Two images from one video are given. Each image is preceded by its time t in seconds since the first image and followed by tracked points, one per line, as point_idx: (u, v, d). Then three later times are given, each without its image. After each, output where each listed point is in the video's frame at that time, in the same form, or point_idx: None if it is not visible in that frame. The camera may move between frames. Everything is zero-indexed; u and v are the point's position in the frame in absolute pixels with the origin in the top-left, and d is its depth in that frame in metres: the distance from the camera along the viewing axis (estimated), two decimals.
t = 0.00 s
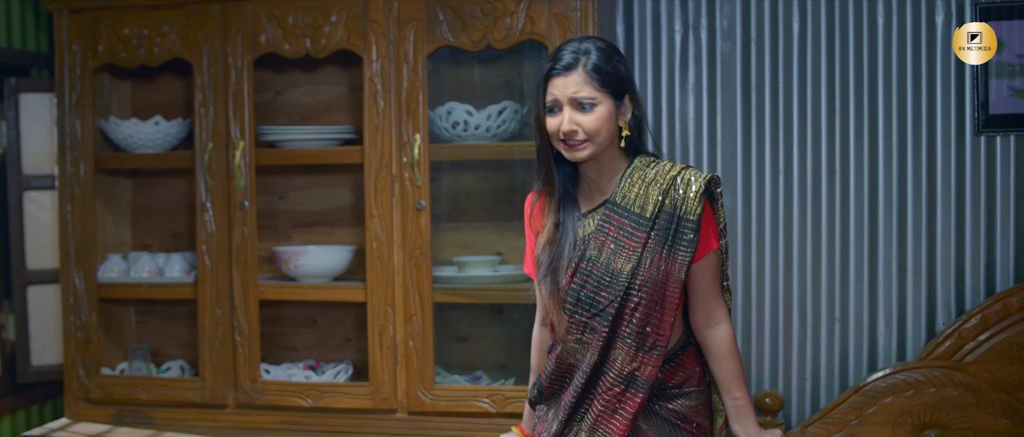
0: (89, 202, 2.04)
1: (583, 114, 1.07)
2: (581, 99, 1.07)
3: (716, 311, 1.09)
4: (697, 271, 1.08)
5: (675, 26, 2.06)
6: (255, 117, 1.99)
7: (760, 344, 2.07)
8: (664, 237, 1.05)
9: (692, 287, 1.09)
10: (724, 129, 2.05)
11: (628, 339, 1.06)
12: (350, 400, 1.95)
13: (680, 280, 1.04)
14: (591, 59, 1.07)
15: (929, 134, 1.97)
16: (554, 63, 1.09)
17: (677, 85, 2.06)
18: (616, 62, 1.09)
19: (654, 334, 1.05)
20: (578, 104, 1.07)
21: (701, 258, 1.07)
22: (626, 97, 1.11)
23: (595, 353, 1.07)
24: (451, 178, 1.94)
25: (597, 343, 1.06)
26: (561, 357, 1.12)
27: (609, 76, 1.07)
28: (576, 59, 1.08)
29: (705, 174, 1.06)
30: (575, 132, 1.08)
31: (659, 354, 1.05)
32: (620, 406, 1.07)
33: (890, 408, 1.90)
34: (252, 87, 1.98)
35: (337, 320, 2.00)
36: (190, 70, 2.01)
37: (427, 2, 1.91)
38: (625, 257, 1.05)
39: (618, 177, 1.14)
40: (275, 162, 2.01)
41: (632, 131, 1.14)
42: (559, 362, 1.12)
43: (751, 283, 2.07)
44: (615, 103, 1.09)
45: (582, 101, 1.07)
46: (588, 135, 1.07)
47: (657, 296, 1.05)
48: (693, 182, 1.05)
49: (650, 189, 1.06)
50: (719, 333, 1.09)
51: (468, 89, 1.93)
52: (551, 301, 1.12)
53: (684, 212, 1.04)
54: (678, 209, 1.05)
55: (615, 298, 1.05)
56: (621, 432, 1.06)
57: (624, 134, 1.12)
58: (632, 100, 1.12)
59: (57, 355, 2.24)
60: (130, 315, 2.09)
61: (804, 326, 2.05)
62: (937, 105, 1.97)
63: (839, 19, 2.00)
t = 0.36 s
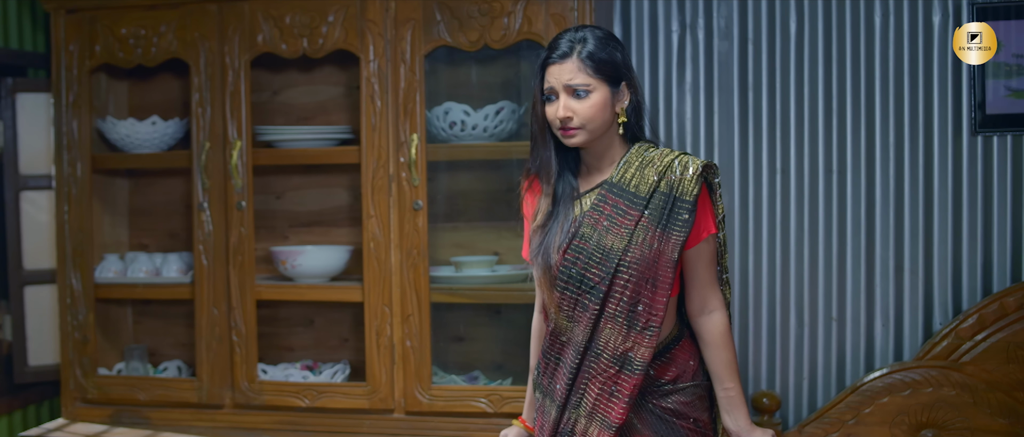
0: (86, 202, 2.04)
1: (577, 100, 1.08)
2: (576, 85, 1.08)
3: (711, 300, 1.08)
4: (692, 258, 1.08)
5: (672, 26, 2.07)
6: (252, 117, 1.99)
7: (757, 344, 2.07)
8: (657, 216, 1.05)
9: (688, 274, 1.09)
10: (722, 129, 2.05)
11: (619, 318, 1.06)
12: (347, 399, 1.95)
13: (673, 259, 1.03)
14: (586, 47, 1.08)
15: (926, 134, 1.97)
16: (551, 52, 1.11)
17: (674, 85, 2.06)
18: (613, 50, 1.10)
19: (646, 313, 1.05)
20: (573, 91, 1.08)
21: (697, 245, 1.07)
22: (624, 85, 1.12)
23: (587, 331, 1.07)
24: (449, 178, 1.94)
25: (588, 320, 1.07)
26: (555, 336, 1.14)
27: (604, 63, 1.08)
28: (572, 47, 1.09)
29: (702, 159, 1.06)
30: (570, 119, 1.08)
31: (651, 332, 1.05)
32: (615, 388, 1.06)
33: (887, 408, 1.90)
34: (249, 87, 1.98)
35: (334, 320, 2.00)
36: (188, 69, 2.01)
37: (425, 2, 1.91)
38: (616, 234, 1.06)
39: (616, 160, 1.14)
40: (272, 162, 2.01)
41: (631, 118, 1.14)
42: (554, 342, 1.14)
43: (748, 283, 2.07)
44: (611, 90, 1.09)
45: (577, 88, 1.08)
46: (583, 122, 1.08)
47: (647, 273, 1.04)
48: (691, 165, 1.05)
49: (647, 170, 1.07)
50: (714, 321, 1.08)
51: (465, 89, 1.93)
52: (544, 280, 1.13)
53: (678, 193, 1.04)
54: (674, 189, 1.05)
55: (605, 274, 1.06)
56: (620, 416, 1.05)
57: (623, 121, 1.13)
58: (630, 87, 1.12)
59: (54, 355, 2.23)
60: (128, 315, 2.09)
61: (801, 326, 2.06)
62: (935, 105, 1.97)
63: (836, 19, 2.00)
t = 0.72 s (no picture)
0: (82, 202, 2.03)
1: (580, 97, 1.08)
2: (579, 82, 1.08)
3: (712, 299, 1.08)
4: (692, 254, 1.08)
5: (668, 26, 2.07)
6: (248, 117, 1.98)
7: (754, 343, 2.07)
8: (655, 212, 1.04)
9: (688, 272, 1.09)
10: (718, 129, 2.05)
11: (617, 312, 1.06)
12: (343, 400, 1.95)
13: (671, 255, 1.03)
14: (590, 44, 1.08)
15: (922, 134, 1.97)
16: (555, 48, 1.10)
17: (670, 85, 2.06)
18: (617, 48, 1.09)
19: (644, 307, 1.05)
20: (576, 88, 1.08)
21: (697, 242, 1.07)
22: (627, 82, 1.12)
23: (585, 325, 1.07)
24: (445, 178, 1.94)
25: (586, 313, 1.07)
26: (554, 331, 1.14)
27: (608, 61, 1.08)
28: (576, 43, 1.09)
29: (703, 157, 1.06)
30: (573, 115, 1.08)
31: (649, 326, 1.05)
32: (612, 382, 1.06)
33: (883, 408, 1.90)
34: (245, 87, 1.97)
35: (331, 320, 2.00)
36: (184, 69, 2.01)
37: (421, 2, 1.91)
38: (614, 229, 1.06)
39: (617, 157, 1.15)
40: (268, 162, 2.00)
41: (633, 116, 1.14)
42: (553, 337, 1.14)
43: (744, 283, 2.07)
44: (614, 88, 1.09)
45: (580, 85, 1.08)
46: (585, 118, 1.08)
47: (646, 267, 1.04)
48: (690, 163, 1.05)
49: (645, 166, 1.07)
50: (715, 320, 1.08)
51: (462, 89, 1.93)
52: (541, 275, 1.13)
53: (678, 189, 1.04)
54: (674, 186, 1.05)
55: (602, 268, 1.06)
56: (617, 411, 1.05)
57: (625, 119, 1.13)
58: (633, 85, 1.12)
59: (50, 355, 2.23)
60: (124, 316, 2.09)
61: (797, 326, 2.06)
62: (930, 104, 1.97)
63: (832, 19, 2.00)
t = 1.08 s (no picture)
0: (78, 202, 2.03)
1: (575, 95, 1.09)
2: (574, 81, 1.09)
3: (710, 305, 1.09)
4: (690, 260, 1.09)
5: (665, 26, 2.07)
6: (245, 117, 1.98)
7: (750, 343, 2.07)
8: (653, 221, 1.05)
9: (687, 278, 1.10)
10: (715, 129, 2.05)
11: (615, 321, 1.06)
12: (340, 400, 1.94)
13: (668, 264, 1.04)
14: (587, 44, 1.09)
15: (918, 134, 1.98)
16: (553, 47, 1.12)
17: (666, 85, 2.06)
18: (614, 48, 1.10)
19: (642, 318, 1.05)
20: (571, 86, 1.09)
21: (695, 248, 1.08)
22: (624, 81, 1.12)
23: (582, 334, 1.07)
24: (442, 178, 1.94)
25: (583, 323, 1.07)
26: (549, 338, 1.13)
27: (603, 60, 1.09)
28: (573, 43, 1.10)
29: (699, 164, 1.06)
30: (568, 113, 1.10)
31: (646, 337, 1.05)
32: (609, 390, 1.06)
33: (880, 407, 1.91)
34: (241, 87, 1.97)
35: (327, 320, 1.99)
36: (180, 69, 2.01)
37: (417, 2, 1.91)
38: (612, 238, 1.06)
39: (613, 161, 1.14)
40: (264, 162, 2.00)
41: (630, 116, 1.14)
42: (548, 345, 1.13)
43: (741, 283, 2.07)
44: (610, 87, 1.10)
45: (575, 83, 1.09)
46: (579, 116, 1.09)
47: (644, 278, 1.05)
48: (687, 170, 1.05)
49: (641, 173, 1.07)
50: (714, 325, 1.09)
51: (458, 89, 1.93)
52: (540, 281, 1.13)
53: (674, 199, 1.05)
54: (670, 194, 1.05)
55: (601, 278, 1.06)
56: (612, 419, 1.05)
57: (621, 119, 1.13)
58: (631, 85, 1.13)
59: (46, 355, 2.23)
60: (121, 315, 2.08)
61: (794, 326, 2.06)
62: (926, 104, 1.97)
63: (828, 19, 2.00)
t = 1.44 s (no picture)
0: (73, 202, 2.03)
1: (577, 98, 1.09)
2: (575, 84, 1.08)
3: (702, 307, 1.11)
4: (685, 263, 1.09)
5: (660, 26, 2.07)
6: (241, 116, 1.98)
7: (745, 343, 2.08)
8: (652, 223, 1.06)
9: (681, 281, 1.10)
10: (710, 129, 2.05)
11: (614, 323, 1.06)
12: (335, 400, 1.94)
13: (668, 267, 1.05)
14: (588, 45, 1.09)
15: (914, 134, 1.98)
16: (554, 48, 1.11)
17: (662, 86, 2.06)
18: (615, 50, 1.10)
19: (641, 320, 1.05)
20: (573, 89, 1.09)
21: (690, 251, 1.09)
22: (624, 85, 1.12)
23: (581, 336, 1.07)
24: (438, 178, 1.94)
25: (582, 325, 1.07)
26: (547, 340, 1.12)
27: (606, 63, 1.09)
28: (575, 44, 1.09)
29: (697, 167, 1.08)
30: (568, 115, 1.09)
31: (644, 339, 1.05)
32: (606, 392, 1.06)
33: (875, 406, 1.91)
34: (237, 86, 1.97)
35: (323, 320, 1.99)
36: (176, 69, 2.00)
37: (413, 1, 1.91)
38: (612, 240, 1.06)
39: (610, 163, 1.15)
40: (260, 162, 2.00)
41: (628, 119, 1.15)
42: (544, 347, 1.12)
43: (736, 283, 2.07)
44: (610, 90, 1.10)
45: (577, 86, 1.08)
46: (580, 119, 1.08)
47: (644, 280, 1.05)
48: (685, 173, 1.07)
49: (640, 177, 1.08)
50: (704, 326, 1.11)
51: (454, 88, 1.93)
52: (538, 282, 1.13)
53: (672, 202, 1.06)
54: (669, 196, 1.06)
55: (601, 280, 1.06)
56: (609, 421, 1.05)
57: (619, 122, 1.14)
58: (630, 88, 1.13)
59: (42, 355, 2.23)
60: (116, 315, 2.08)
61: (790, 326, 2.06)
62: (922, 104, 1.97)
63: (824, 19, 2.00)
